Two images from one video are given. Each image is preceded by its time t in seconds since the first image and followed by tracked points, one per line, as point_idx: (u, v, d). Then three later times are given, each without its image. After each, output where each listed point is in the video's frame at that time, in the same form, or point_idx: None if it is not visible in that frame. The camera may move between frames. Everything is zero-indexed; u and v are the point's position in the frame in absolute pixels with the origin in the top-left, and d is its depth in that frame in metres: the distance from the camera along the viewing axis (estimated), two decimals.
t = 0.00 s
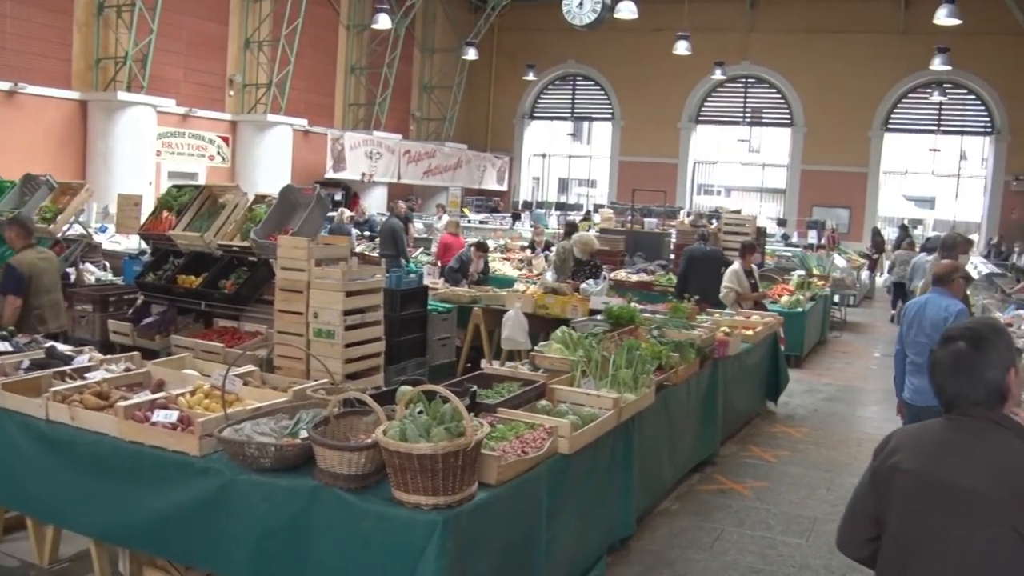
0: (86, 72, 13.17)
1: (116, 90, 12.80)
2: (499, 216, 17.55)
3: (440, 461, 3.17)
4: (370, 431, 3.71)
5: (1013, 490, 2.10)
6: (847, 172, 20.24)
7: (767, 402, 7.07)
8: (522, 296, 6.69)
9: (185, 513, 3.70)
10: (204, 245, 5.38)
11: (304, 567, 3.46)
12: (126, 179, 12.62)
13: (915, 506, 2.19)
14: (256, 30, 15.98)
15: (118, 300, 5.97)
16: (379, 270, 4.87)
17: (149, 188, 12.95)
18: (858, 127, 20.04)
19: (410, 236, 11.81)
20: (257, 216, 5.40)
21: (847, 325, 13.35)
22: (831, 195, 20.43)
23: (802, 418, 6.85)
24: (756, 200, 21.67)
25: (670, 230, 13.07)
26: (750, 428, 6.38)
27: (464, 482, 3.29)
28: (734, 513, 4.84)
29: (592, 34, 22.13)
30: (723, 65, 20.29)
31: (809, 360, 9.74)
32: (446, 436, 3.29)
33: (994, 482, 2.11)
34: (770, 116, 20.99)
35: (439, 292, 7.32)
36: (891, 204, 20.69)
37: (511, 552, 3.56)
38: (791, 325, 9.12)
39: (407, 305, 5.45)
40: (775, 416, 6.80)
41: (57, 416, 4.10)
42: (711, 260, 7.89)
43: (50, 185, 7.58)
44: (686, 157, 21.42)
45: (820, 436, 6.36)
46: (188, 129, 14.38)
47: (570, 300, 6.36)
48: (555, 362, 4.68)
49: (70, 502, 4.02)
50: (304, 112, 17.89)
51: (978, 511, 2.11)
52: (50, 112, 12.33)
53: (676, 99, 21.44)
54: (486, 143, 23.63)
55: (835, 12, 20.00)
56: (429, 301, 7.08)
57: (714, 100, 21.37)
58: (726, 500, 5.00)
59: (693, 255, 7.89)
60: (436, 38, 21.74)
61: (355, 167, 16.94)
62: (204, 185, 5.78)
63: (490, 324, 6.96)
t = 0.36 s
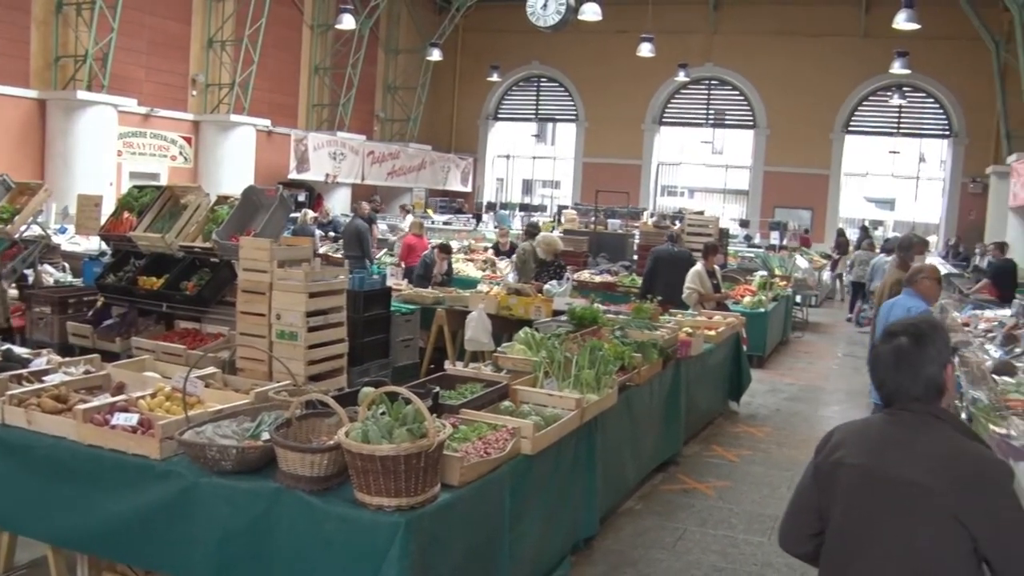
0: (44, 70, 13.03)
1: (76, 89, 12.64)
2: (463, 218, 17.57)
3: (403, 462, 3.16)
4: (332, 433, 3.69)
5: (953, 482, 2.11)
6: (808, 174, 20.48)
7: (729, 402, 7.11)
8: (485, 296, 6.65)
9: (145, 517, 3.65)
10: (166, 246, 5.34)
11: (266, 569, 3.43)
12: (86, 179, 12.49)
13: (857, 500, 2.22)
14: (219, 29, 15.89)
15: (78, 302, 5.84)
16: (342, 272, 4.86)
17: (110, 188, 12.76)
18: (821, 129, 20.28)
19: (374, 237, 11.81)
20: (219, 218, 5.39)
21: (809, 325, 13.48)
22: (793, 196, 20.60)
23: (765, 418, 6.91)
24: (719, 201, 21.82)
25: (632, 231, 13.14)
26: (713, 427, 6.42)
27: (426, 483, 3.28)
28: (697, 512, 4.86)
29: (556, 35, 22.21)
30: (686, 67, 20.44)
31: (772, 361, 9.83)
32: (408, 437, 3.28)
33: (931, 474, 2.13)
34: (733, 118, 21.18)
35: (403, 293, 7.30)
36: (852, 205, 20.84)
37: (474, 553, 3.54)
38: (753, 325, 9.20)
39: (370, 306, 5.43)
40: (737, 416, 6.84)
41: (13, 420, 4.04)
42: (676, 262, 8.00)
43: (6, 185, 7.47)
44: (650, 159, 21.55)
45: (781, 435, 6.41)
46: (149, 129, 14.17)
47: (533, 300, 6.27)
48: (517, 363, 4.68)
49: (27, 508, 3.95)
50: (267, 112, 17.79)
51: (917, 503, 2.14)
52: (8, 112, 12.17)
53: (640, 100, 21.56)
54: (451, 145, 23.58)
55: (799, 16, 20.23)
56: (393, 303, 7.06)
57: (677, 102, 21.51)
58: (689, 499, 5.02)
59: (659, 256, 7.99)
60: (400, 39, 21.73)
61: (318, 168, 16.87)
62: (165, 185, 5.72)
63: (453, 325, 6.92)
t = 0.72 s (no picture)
0: None
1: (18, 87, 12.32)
2: (416, 219, 17.59)
3: (353, 465, 3.13)
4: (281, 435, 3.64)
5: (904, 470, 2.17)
6: (758, 175, 20.82)
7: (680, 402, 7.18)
8: (438, 298, 6.64)
9: (90, 524, 3.57)
10: (113, 247, 5.27)
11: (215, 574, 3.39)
12: (30, 179, 12.26)
13: (813, 494, 2.22)
14: (168, 28, 15.74)
15: (21, 304, 5.73)
16: (293, 273, 4.82)
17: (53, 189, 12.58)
18: (770, 131, 20.64)
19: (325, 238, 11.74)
20: (167, 219, 5.26)
21: (759, 325, 13.64)
22: (745, 197, 20.91)
23: (715, 417, 6.97)
24: (671, 203, 22.22)
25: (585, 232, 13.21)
26: (664, 427, 6.46)
27: (377, 485, 3.25)
28: (649, 512, 4.88)
29: (509, 36, 22.28)
30: (638, 69, 20.64)
31: (723, 360, 9.93)
32: (358, 440, 3.24)
33: (885, 464, 2.17)
34: (684, 120, 21.42)
35: (354, 294, 7.28)
36: (801, 207, 21.36)
37: (424, 556, 3.52)
38: (704, 325, 9.28)
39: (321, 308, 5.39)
40: (687, 416, 6.90)
41: None
42: (629, 263, 8.07)
43: None
44: (603, 160, 21.69)
45: (732, 434, 6.47)
46: (97, 128, 13.91)
47: (485, 302, 6.30)
48: (468, 365, 4.69)
49: None
50: (217, 112, 17.62)
51: (872, 493, 2.16)
52: None
53: (591, 101, 21.70)
54: (404, 146, 23.48)
55: (752, 20, 20.57)
56: (344, 304, 7.05)
57: (629, 103, 21.74)
58: (640, 499, 5.05)
59: (613, 257, 8.07)
60: (353, 39, 21.67)
61: (269, 168, 16.77)
62: (112, 186, 5.65)
63: (405, 326, 6.92)
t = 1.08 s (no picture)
0: None
1: None
2: (364, 220, 17.51)
3: (300, 468, 3.08)
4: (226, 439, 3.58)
5: (872, 462, 2.28)
6: (703, 177, 21.12)
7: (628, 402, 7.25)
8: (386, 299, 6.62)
9: (28, 531, 3.47)
10: (52, 248, 5.20)
11: None
12: None
13: (789, 484, 2.29)
14: (111, 25, 15.47)
15: None
16: (239, 275, 4.78)
17: None
18: (716, 134, 20.94)
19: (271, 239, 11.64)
20: (109, 220, 5.26)
21: (706, 326, 13.81)
22: (691, 198, 21.21)
23: (663, 417, 7.04)
24: (619, 204, 22.60)
25: (534, 233, 13.25)
26: (612, 427, 6.51)
27: (324, 489, 3.20)
28: (598, 512, 4.90)
29: (458, 37, 22.26)
30: (587, 72, 20.79)
31: (670, 361, 10.03)
32: (305, 442, 3.20)
33: (856, 454, 2.27)
34: (632, 122, 21.60)
35: (301, 297, 7.20)
36: (749, 208, 22.13)
37: (373, 559, 3.50)
38: (651, 325, 9.37)
39: (268, 310, 5.33)
40: (635, 415, 6.96)
41: None
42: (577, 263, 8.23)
43: None
44: (551, 162, 21.81)
45: (679, 433, 6.54)
46: (36, 126, 13.54)
47: (433, 303, 6.32)
48: (417, 367, 4.65)
49: None
50: (163, 111, 17.36)
51: (843, 484, 2.26)
52: None
53: (540, 103, 21.77)
54: (352, 146, 23.25)
55: (702, 22, 20.83)
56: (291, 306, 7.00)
57: (577, 105, 21.87)
58: (589, 499, 5.07)
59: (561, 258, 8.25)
60: (300, 38, 21.51)
61: (216, 169, 16.56)
62: (51, 186, 5.59)
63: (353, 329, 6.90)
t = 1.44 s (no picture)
0: None
1: None
2: (326, 220, 17.42)
3: (261, 471, 3.05)
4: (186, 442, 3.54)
5: (858, 454, 2.35)
6: (665, 178, 21.28)
7: (591, 403, 7.29)
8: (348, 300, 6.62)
9: None
10: (8, 249, 5.26)
11: None
12: None
13: (780, 473, 2.34)
14: (68, 23, 15.26)
15: None
16: (199, 276, 4.76)
17: None
18: (679, 136, 21.11)
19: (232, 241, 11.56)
20: (67, 220, 5.33)
21: (668, 327, 13.91)
22: (651, 199, 21.36)
23: (626, 417, 7.09)
24: (582, 205, 22.62)
25: (497, 234, 13.30)
26: (575, 428, 6.54)
27: (285, 491, 3.18)
28: (561, 512, 4.92)
29: (420, 38, 22.27)
30: (550, 73, 20.89)
31: (634, 361, 10.09)
32: (265, 445, 3.18)
33: (843, 445, 2.33)
34: (595, 123, 21.72)
35: (263, 298, 7.12)
36: (710, 209, 22.03)
37: (336, 561, 3.49)
38: (614, 326, 9.42)
39: (229, 312, 5.31)
40: (598, 416, 7.00)
41: None
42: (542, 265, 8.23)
43: None
44: (514, 163, 21.88)
45: (641, 433, 6.59)
46: None
47: (396, 304, 6.28)
48: (379, 368, 4.64)
49: None
50: (122, 111, 17.15)
51: (832, 474, 2.32)
52: None
53: (503, 103, 21.84)
54: (314, 146, 23.08)
55: (666, 24, 21.03)
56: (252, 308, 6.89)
57: (541, 107, 21.94)
58: (552, 499, 5.09)
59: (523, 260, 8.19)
60: (262, 38, 21.35)
61: (176, 170, 16.37)
62: (7, 186, 5.60)
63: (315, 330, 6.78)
